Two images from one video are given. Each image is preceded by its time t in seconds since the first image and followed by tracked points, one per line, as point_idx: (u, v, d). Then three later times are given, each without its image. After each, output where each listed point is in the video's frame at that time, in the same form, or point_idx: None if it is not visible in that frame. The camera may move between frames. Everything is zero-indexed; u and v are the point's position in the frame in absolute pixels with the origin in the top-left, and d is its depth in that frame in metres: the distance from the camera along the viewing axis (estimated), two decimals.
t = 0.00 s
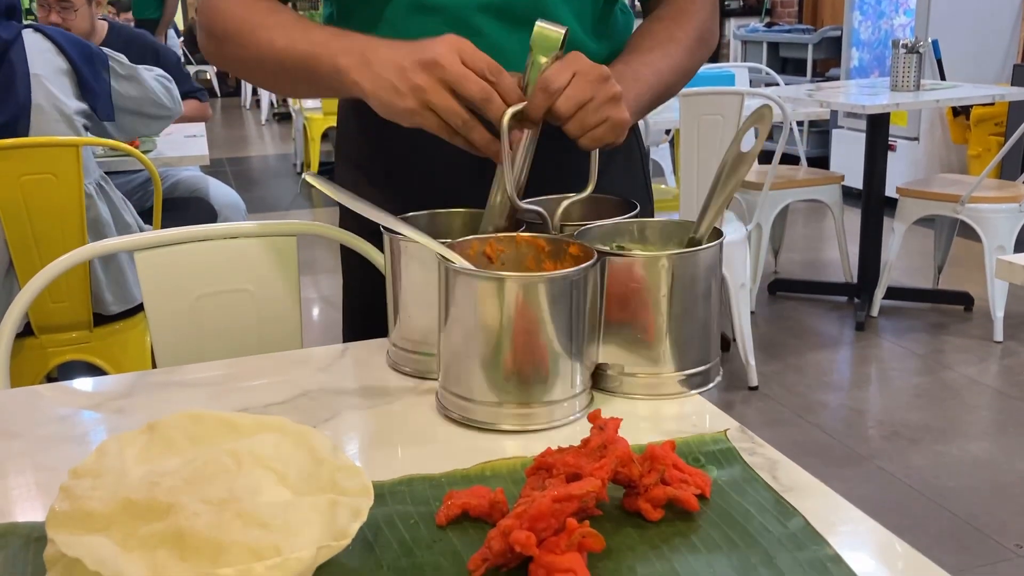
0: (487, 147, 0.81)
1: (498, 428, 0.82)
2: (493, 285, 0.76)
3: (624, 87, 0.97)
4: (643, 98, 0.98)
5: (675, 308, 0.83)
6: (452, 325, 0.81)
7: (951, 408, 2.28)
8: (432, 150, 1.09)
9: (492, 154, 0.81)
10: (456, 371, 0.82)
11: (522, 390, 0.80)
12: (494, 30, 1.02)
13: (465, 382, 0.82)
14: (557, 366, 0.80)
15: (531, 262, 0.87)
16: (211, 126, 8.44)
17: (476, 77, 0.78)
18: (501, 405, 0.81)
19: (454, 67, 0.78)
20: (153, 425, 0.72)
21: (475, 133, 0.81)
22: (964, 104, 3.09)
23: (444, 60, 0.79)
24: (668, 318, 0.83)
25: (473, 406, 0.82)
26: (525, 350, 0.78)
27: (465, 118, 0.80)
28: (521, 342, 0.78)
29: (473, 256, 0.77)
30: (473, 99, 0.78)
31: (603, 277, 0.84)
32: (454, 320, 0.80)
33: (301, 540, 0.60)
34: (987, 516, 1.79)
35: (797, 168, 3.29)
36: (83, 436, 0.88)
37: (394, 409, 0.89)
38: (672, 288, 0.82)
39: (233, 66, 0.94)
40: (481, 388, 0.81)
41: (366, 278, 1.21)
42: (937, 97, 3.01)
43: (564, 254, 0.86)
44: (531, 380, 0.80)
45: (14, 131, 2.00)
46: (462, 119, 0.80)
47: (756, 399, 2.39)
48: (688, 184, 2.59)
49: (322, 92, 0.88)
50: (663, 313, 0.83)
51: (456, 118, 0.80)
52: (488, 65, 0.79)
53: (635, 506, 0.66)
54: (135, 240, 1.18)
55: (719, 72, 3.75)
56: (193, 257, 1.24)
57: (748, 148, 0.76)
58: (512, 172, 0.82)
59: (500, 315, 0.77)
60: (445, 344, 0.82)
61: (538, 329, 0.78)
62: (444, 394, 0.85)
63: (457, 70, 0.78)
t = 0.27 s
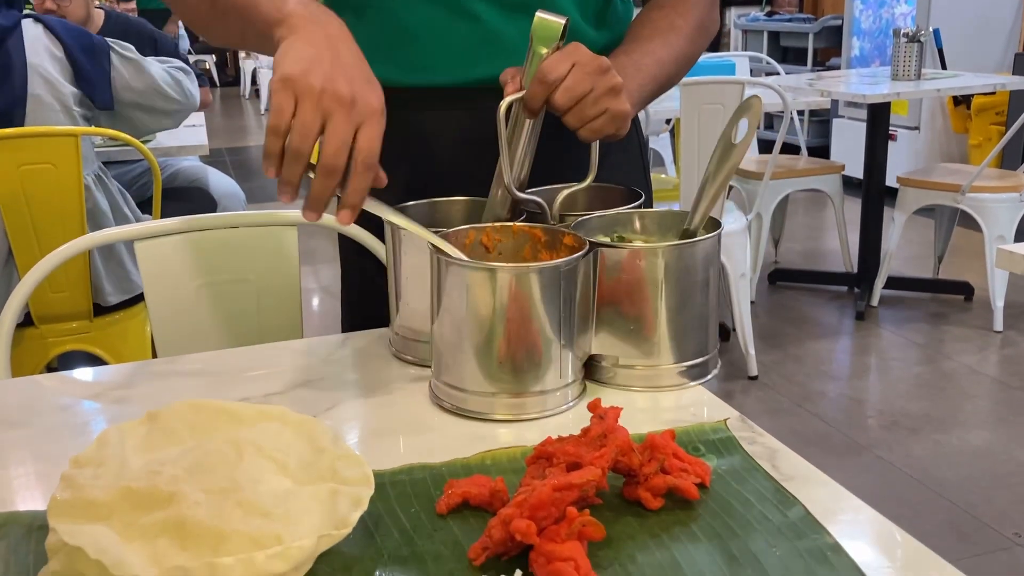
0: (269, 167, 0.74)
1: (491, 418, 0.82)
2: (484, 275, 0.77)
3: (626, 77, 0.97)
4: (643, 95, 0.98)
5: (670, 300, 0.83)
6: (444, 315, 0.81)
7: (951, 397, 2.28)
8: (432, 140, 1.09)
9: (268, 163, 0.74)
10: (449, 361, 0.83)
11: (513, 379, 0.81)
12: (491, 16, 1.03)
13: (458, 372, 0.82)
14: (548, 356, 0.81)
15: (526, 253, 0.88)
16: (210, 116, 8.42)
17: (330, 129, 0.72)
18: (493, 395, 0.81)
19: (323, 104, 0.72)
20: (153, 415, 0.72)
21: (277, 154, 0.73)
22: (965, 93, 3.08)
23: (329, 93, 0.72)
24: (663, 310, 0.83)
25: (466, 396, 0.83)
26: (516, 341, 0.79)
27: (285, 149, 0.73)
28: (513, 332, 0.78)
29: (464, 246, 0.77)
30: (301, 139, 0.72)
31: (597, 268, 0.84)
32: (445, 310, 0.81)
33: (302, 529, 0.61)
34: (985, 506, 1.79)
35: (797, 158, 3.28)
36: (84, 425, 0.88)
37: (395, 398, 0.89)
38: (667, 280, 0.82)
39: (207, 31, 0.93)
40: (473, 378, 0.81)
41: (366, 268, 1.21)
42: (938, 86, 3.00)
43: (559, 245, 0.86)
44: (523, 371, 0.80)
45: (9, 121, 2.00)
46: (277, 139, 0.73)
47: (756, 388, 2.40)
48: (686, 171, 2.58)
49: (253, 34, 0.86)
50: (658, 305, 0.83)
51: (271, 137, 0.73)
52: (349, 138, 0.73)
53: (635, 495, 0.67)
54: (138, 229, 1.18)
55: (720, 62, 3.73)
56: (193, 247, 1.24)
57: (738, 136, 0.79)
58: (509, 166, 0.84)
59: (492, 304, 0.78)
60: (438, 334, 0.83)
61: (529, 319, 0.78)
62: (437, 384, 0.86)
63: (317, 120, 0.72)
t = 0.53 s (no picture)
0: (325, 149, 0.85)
1: (492, 409, 0.82)
2: (485, 267, 0.77)
3: (628, 67, 0.97)
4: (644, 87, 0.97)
5: (671, 290, 0.83)
6: (445, 307, 0.81)
7: (951, 387, 2.28)
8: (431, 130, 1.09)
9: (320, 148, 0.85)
10: (449, 352, 0.83)
11: (514, 370, 0.81)
12: (495, 6, 1.03)
13: (459, 362, 0.82)
14: (549, 347, 0.81)
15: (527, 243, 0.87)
16: (210, 106, 8.39)
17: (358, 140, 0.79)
18: (494, 386, 0.82)
19: (347, 124, 0.78)
20: (154, 405, 0.72)
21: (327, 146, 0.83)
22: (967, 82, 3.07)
23: (350, 114, 0.77)
24: (665, 300, 0.83)
25: (467, 387, 0.83)
26: (517, 332, 0.79)
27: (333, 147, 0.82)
28: (514, 323, 0.78)
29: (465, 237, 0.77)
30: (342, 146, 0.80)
31: (597, 258, 0.84)
32: (446, 301, 0.80)
33: (304, 520, 0.61)
34: (985, 495, 1.80)
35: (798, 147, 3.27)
36: (85, 416, 0.88)
37: (396, 388, 0.89)
38: (668, 271, 0.82)
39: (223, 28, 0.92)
40: (474, 369, 0.82)
41: (366, 258, 1.21)
42: (939, 75, 2.99)
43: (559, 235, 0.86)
44: (524, 361, 0.80)
45: (8, 111, 1.99)
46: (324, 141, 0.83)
47: (757, 378, 2.40)
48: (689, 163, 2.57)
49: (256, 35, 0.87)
50: (659, 295, 0.83)
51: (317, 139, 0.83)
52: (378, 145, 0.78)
53: (635, 486, 0.67)
54: (139, 220, 1.18)
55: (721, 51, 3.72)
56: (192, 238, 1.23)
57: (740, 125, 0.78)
58: (509, 157, 0.84)
59: (493, 296, 0.78)
60: (438, 325, 0.83)
61: (530, 310, 0.78)
62: (438, 374, 0.86)
63: (346, 133, 0.79)
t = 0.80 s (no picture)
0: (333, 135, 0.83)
1: (493, 397, 0.82)
2: (486, 254, 0.76)
3: (629, 53, 0.96)
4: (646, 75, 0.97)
5: (672, 278, 0.83)
6: (446, 295, 0.81)
7: (953, 374, 2.28)
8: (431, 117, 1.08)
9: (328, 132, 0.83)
10: (451, 340, 0.83)
11: (515, 358, 0.81)
12: None
13: (460, 350, 0.82)
14: (550, 335, 0.81)
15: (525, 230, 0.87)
16: (210, 94, 8.37)
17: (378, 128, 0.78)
18: (495, 374, 0.82)
19: (365, 109, 0.77)
20: (156, 393, 0.72)
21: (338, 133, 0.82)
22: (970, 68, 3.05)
23: (368, 98, 0.76)
24: (665, 288, 0.83)
25: (467, 375, 0.83)
26: (519, 320, 0.79)
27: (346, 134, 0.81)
28: (515, 311, 0.78)
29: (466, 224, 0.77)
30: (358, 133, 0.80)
31: (598, 245, 0.84)
32: (448, 289, 0.80)
33: (306, 507, 0.61)
34: (986, 482, 1.80)
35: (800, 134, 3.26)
36: (89, 403, 0.89)
37: (398, 375, 0.89)
38: (668, 258, 0.82)
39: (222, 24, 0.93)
40: (475, 357, 0.82)
41: (367, 245, 1.20)
42: (942, 61, 2.97)
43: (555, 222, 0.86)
44: (526, 349, 0.80)
45: (6, 99, 1.98)
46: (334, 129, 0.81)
47: (758, 365, 2.40)
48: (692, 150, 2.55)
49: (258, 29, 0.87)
50: (660, 282, 0.83)
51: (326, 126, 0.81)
52: (400, 130, 0.78)
53: (636, 472, 0.67)
54: (141, 206, 1.18)
55: (723, 37, 3.70)
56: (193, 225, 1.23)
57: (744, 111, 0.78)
58: (509, 144, 0.84)
59: (494, 284, 0.77)
60: (439, 313, 0.83)
61: (531, 299, 0.78)
62: (438, 363, 0.86)
63: (365, 120, 0.78)
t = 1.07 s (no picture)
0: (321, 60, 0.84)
1: (495, 380, 0.82)
2: (488, 238, 0.76)
3: (630, 35, 0.96)
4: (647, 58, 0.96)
5: (674, 261, 0.83)
6: (448, 279, 0.81)
7: (955, 356, 2.28)
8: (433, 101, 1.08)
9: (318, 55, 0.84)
10: (452, 323, 0.83)
11: (517, 342, 0.81)
12: None
13: (462, 334, 0.82)
14: (552, 317, 0.81)
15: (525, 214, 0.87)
16: (210, 77, 8.33)
17: (376, 39, 0.80)
18: (497, 357, 0.82)
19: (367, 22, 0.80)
20: (159, 376, 0.72)
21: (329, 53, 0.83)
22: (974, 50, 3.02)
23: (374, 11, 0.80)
24: (667, 272, 0.83)
25: (469, 359, 0.83)
26: (521, 303, 0.79)
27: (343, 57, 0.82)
28: (517, 293, 0.78)
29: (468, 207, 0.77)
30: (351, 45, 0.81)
31: (601, 228, 0.84)
32: (449, 273, 0.80)
33: (309, 489, 0.61)
34: (987, 464, 1.81)
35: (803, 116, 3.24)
36: (93, 387, 0.89)
37: (401, 359, 0.89)
38: (669, 242, 0.82)
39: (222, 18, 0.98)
40: (477, 341, 0.82)
41: (369, 229, 1.20)
42: (946, 43, 2.94)
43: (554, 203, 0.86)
44: (528, 332, 0.80)
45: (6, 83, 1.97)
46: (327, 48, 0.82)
47: (760, 348, 2.40)
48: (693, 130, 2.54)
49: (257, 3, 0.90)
50: (663, 266, 0.83)
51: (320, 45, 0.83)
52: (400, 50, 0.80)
53: (638, 455, 0.67)
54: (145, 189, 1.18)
55: (726, 19, 3.67)
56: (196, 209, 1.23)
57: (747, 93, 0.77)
58: (509, 126, 0.84)
59: (496, 268, 0.77)
60: (441, 296, 0.83)
61: (533, 281, 0.78)
62: (440, 346, 0.86)
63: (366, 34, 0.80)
